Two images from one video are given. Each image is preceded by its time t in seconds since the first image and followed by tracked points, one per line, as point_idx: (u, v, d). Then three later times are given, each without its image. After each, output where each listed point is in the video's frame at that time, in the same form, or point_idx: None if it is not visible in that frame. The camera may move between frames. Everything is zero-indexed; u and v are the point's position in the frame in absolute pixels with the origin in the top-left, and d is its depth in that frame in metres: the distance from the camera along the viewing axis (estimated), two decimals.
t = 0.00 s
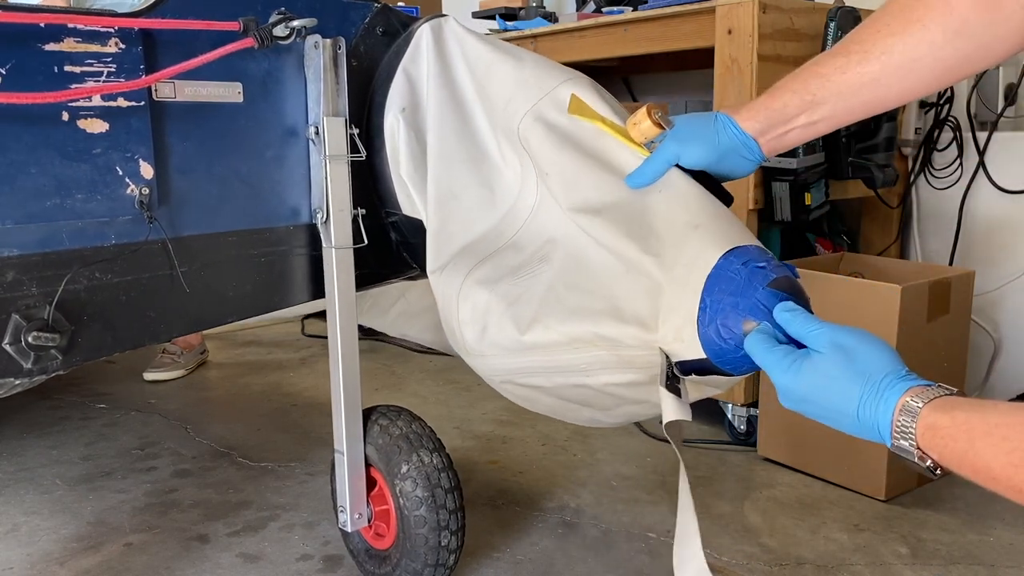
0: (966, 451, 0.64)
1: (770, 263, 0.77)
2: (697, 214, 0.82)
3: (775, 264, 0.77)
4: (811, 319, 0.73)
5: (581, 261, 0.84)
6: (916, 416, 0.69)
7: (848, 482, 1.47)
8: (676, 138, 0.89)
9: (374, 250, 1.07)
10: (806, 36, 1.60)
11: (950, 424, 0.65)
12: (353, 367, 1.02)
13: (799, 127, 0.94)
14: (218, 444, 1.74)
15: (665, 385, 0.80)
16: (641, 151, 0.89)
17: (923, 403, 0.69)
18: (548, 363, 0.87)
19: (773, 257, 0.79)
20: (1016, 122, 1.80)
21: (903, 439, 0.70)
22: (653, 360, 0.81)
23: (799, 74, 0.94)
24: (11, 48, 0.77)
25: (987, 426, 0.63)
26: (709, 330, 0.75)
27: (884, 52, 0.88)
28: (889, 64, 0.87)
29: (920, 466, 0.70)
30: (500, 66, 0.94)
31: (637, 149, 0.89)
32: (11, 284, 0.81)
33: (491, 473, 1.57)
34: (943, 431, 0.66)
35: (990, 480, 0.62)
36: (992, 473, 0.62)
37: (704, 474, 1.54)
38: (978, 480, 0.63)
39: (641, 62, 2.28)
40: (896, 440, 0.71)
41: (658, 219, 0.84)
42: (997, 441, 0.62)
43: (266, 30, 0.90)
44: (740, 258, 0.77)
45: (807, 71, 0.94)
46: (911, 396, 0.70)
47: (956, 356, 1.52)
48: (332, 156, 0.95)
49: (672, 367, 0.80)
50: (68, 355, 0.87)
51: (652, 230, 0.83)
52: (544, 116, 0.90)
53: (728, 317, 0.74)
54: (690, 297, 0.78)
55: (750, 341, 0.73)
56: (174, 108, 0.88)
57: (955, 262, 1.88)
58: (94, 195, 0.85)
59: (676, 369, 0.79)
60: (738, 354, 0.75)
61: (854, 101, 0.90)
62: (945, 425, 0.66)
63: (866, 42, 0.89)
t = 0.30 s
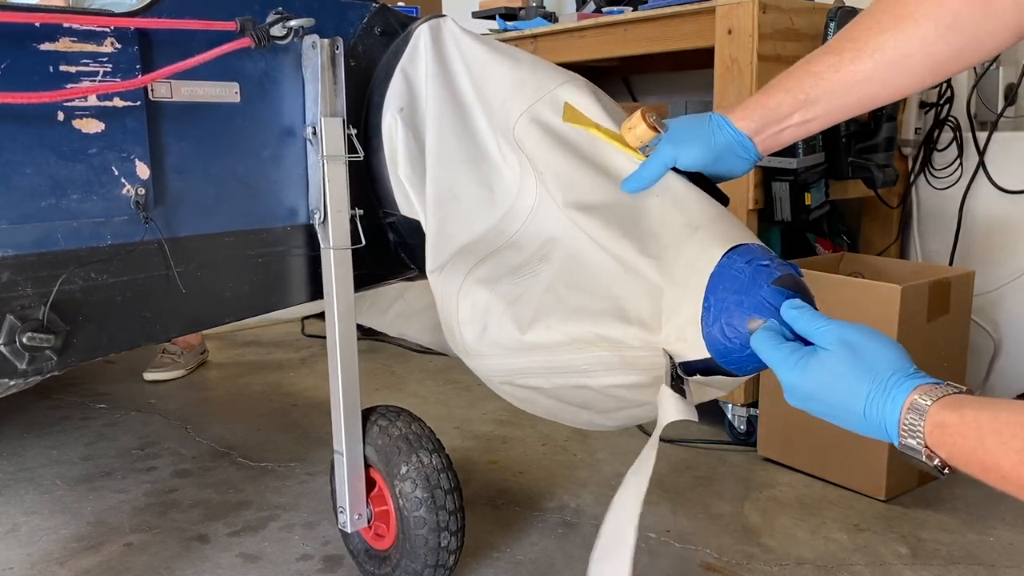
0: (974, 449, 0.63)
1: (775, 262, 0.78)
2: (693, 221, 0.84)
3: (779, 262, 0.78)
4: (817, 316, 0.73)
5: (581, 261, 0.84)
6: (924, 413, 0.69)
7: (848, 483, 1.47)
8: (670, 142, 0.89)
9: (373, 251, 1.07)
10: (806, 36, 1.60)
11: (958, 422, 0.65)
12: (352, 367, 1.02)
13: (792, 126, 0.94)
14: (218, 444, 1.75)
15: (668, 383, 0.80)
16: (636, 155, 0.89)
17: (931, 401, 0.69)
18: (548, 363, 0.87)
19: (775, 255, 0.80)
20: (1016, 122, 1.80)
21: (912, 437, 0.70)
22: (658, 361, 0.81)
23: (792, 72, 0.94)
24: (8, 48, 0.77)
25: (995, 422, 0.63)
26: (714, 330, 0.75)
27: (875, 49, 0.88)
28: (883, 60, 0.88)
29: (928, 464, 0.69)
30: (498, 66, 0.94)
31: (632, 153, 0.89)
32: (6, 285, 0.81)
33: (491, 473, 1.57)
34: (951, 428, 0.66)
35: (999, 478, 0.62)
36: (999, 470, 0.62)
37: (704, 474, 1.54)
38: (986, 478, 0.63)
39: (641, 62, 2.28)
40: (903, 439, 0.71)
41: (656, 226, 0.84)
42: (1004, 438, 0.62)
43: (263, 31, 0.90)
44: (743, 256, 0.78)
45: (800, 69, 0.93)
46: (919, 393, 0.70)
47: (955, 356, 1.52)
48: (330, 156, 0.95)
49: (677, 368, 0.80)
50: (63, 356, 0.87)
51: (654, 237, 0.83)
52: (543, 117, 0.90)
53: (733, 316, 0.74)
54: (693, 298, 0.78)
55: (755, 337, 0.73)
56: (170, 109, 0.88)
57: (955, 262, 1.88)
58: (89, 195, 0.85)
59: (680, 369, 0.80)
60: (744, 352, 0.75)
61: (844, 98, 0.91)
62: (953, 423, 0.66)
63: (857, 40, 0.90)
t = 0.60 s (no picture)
0: (979, 445, 0.65)
1: (774, 258, 0.77)
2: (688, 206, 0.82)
3: (780, 258, 0.77)
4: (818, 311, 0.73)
5: (580, 255, 0.84)
6: (930, 407, 0.70)
7: (848, 482, 1.47)
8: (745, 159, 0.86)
9: (374, 250, 1.07)
10: (806, 37, 1.60)
11: (963, 418, 0.66)
12: (353, 366, 1.02)
13: (886, 149, 0.86)
14: (218, 444, 1.74)
15: (668, 379, 0.80)
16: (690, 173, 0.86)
17: (937, 395, 0.70)
18: (551, 358, 0.87)
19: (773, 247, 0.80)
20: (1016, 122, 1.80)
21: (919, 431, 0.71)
22: (659, 353, 0.81)
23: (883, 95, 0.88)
24: (11, 48, 0.77)
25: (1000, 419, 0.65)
26: (714, 326, 0.75)
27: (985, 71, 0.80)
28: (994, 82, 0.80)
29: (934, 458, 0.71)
30: (498, 62, 0.94)
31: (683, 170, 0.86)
32: (11, 285, 0.81)
33: (491, 473, 1.57)
34: (955, 424, 0.67)
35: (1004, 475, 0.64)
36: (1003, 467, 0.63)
37: (704, 474, 1.54)
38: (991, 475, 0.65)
39: (641, 62, 2.28)
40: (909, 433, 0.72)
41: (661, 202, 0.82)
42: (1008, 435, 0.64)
43: (266, 30, 0.90)
44: (744, 252, 0.77)
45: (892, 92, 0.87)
46: (925, 388, 0.71)
47: (956, 356, 1.52)
48: (332, 155, 0.95)
49: (677, 362, 0.79)
50: (67, 355, 0.87)
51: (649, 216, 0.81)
52: (541, 109, 0.89)
53: (733, 313, 0.74)
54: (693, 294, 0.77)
55: (756, 337, 0.73)
56: (173, 109, 0.88)
57: (955, 262, 1.88)
58: (93, 195, 0.85)
59: (681, 363, 0.79)
60: (744, 348, 0.75)
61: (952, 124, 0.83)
62: (957, 419, 0.67)
63: (970, 57, 0.82)
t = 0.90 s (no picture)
0: (974, 442, 0.64)
1: (778, 249, 0.76)
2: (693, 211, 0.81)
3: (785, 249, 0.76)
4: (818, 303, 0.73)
5: (580, 254, 0.84)
6: (924, 401, 0.70)
7: (848, 482, 1.47)
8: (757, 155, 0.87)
9: (374, 250, 1.07)
10: (806, 36, 1.60)
11: (958, 413, 0.66)
12: (353, 367, 1.02)
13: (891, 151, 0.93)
14: (218, 444, 1.74)
15: (673, 373, 0.78)
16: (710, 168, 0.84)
17: (931, 389, 0.70)
18: (550, 356, 0.87)
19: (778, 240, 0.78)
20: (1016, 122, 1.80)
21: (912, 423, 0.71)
22: (661, 349, 0.80)
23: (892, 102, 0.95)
24: (10, 48, 0.77)
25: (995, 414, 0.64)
26: (717, 318, 0.74)
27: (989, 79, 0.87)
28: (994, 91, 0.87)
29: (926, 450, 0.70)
30: (499, 59, 0.93)
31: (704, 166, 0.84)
32: (9, 284, 0.81)
33: (491, 473, 1.57)
34: (950, 418, 0.67)
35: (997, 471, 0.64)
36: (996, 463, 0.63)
37: (704, 474, 1.54)
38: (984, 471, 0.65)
39: (641, 62, 2.28)
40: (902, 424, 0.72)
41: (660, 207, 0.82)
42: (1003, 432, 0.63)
43: (266, 30, 0.90)
44: (748, 244, 0.76)
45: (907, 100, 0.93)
46: (919, 381, 0.71)
47: (956, 356, 1.52)
48: (331, 156, 0.95)
49: (681, 356, 0.79)
50: (66, 355, 0.87)
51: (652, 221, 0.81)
52: (541, 105, 0.89)
53: (736, 304, 0.74)
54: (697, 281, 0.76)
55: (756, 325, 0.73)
56: (173, 109, 0.88)
57: (955, 262, 1.88)
58: (92, 195, 0.85)
59: (684, 358, 0.79)
60: (746, 340, 0.74)
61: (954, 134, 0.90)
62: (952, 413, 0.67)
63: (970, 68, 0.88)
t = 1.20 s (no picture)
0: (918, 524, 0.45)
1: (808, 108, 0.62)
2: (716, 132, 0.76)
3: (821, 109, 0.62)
4: None
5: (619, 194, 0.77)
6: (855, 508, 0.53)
7: (848, 482, 1.47)
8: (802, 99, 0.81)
9: (376, 249, 1.07)
10: (806, 37, 1.60)
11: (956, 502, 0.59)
12: (354, 367, 1.02)
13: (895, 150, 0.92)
14: (218, 444, 1.74)
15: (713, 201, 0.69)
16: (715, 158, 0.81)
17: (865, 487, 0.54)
18: (611, 317, 0.79)
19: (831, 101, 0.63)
20: (1016, 122, 1.81)
21: None
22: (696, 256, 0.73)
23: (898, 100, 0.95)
24: (17, 49, 0.77)
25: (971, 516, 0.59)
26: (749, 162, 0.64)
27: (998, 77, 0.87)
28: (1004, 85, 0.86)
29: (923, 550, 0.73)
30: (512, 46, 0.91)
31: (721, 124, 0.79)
32: (16, 284, 0.81)
33: (491, 473, 1.57)
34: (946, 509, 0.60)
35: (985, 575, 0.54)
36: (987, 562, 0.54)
37: (704, 474, 1.54)
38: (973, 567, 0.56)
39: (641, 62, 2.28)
40: None
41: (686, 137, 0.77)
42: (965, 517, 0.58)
43: (269, 31, 0.90)
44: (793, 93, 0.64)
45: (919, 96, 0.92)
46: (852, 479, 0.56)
47: (957, 357, 1.52)
48: (335, 155, 0.95)
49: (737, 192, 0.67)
50: (73, 354, 0.87)
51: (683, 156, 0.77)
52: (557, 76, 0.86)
53: (762, 148, 0.62)
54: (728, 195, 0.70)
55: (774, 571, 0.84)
56: (178, 109, 0.88)
57: (955, 262, 1.89)
58: (98, 194, 0.84)
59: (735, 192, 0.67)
60: (783, 171, 0.62)
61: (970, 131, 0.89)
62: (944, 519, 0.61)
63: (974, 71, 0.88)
